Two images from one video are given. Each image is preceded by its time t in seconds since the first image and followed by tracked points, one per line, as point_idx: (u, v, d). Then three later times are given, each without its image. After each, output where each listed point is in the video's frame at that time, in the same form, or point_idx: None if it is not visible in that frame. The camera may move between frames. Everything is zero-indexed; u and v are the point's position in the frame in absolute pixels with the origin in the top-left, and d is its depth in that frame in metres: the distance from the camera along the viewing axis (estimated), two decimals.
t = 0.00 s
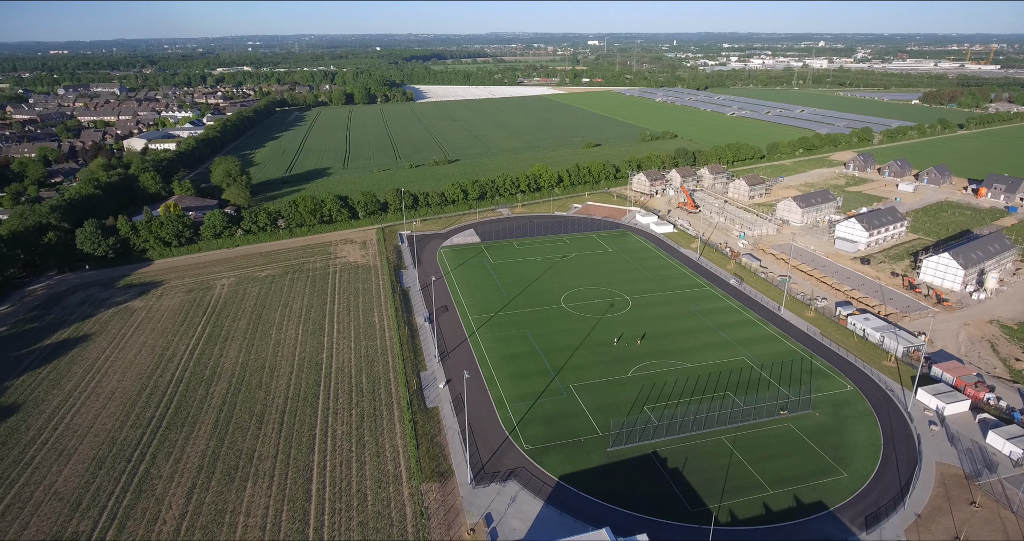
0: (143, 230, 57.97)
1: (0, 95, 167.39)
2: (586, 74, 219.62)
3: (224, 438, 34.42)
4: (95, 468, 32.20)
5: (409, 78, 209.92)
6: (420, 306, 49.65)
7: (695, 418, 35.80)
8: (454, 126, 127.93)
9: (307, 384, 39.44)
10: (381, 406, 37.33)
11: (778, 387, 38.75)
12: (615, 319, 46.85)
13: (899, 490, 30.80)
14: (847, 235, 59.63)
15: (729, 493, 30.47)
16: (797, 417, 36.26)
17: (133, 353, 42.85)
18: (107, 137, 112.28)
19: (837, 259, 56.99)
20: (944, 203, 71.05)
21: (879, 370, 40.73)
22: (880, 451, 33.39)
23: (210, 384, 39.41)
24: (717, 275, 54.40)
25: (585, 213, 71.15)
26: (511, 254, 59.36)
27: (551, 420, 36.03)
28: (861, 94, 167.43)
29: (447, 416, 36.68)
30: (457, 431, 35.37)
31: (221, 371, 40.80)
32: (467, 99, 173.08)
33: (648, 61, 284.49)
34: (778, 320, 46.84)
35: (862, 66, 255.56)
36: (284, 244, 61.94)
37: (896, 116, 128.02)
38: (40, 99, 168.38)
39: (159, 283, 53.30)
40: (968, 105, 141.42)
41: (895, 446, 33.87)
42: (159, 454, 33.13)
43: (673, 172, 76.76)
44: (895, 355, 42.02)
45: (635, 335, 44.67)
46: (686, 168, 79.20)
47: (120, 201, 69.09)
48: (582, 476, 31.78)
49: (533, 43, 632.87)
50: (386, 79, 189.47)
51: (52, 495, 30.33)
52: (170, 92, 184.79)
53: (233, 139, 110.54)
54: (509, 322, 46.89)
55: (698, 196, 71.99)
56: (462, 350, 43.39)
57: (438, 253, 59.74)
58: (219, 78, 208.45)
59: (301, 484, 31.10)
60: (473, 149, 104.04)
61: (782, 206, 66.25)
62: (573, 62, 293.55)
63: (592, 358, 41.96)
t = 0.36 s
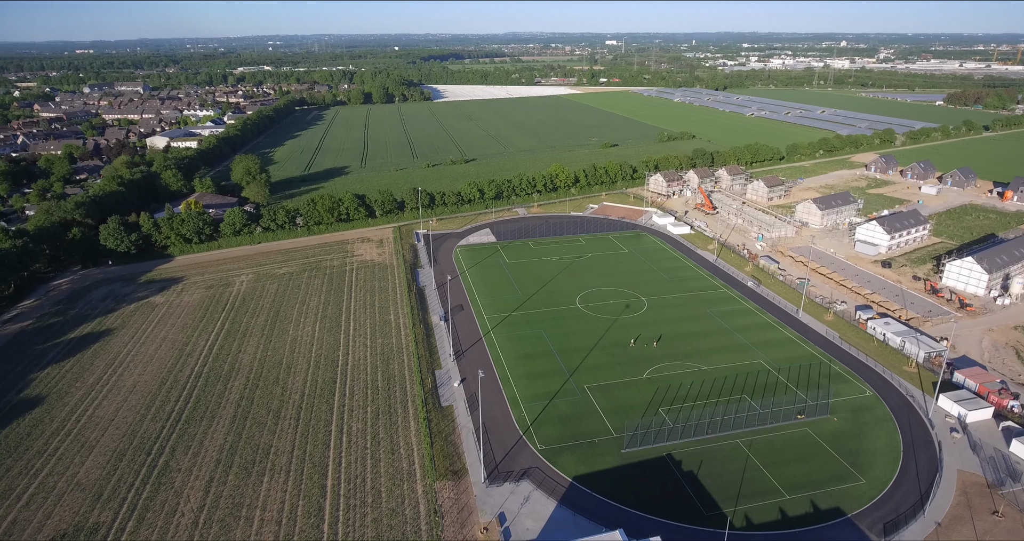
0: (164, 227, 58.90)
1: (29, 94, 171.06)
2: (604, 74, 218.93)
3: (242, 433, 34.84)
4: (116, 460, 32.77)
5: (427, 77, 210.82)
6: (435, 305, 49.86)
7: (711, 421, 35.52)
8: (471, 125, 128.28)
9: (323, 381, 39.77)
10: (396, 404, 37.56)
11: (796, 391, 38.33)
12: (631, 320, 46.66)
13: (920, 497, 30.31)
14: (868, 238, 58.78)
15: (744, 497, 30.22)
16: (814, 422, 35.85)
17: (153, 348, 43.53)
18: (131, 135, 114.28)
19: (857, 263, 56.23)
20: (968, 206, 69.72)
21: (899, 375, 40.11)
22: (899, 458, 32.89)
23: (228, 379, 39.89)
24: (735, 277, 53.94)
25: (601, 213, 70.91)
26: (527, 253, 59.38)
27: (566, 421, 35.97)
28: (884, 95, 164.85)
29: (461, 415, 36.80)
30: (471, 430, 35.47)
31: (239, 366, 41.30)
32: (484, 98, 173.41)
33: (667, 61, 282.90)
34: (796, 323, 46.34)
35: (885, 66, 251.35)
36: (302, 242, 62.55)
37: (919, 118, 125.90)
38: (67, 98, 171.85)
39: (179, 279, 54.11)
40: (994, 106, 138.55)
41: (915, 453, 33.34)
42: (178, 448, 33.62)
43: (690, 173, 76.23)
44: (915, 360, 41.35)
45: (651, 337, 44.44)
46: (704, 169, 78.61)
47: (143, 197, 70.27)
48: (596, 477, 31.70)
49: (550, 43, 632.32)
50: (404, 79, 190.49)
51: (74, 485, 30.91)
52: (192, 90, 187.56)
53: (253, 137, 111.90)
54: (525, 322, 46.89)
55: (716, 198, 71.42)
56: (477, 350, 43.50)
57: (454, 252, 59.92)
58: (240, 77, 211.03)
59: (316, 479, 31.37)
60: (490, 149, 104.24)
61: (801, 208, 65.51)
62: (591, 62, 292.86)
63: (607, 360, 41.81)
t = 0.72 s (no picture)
0: (189, 223, 60.04)
1: (62, 92, 175.20)
2: (625, 74, 217.80)
3: (262, 427, 35.35)
4: (140, 451, 33.46)
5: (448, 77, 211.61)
6: (454, 303, 50.08)
7: (729, 424, 35.17)
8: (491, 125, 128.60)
9: (343, 377, 40.19)
10: (413, 401, 37.81)
11: (817, 396, 37.77)
12: (650, 322, 46.37)
13: (944, 507, 29.70)
14: (894, 241, 57.72)
15: (763, 503, 29.87)
16: (836, 428, 35.30)
17: (177, 342, 44.34)
18: (158, 132, 116.51)
19: (882, 266, 55.28)
20: (998, 210, 68.12)
21: (924, 382, 39.31)
22: (924, 467, 32.24)
23: (250, 374, 40.50)
24: (756, 280, 53.32)
25: (621, 213, 70.60)
26: (546, 253, 59.35)
27: (583, 422, 35.88)
28: (912, 96, 161.56)
29: (478, 414, 36.92)
30: (488, 429, 35.56)
31: (260, 362, 41.91)
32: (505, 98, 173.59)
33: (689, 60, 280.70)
34: (819, 327, 45.66)
35: (914, 66, 246.37)
36: (323, 239, 63.24)
37: (948, 119, 123.19)
38: (97, 96, 175.78)
39: (204, 275, 55.05)
40: None
41: (940, 462, 32.62)
42: (200, 440, 34.22)
43: (712, 174, 75.50)
44: (941, 367, 40.47)
45: (670, 339, 44.13)
46: (726, 170, 77.81)
47: (169, 194, 71.67)
48: (612, 478, 31.58)
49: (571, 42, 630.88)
50: (425, 78, 191.48)
51: (100, 475, 31.60)
52: (218, 89, 190.58)
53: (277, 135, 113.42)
54: (543, 322, 46.88)
55: (738, 199, 70.67)
56: (495, 349, 43.59)
57: (473, 251, 60.10)
58: (265, 76, 213.98)
59: (334, 474, 31.72)
60: (510, 148, 104.34)
61: (825, 210, 64.62)
62: (613, 62, 291.85)
63: (625, 361, 41.60)
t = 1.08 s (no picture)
0: (213, 220, 61.01)
1: (92, 90, 179.19)
2: (646, 74, 216.59)
3: (281, 422, 35.79)
4: (163, 443, 34.08)
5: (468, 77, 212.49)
6: (472, 302, 50.26)
7: (748, 429, 34.82)
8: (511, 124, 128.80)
9: (361, 374, 40.56)
10: (430, 399, 38.01)
11: (838, 401, 37.23)
12: (668, 323, 46.08)
13: (969, 517, 29.06)
14: (919, 245, 56.70)
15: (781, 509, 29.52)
16: (857, 434, 34.78)
17: (200, 337, 45.10)
18: (183, 130, 118.56)
19: (906, 271, 54.32)
20: None
21: (949, 389, 38.53)
22: (948, 476, 31.60)
23: (270, 369, 41.06)
24: (776, 283, 52.71)
25: (640, 214, 70.26)
26: (564, 254, 59.27)
27: (599, 423, 35.80)
28: (941, 97, 158.25)
29: (494, 413, 37.00)
30: (504, 428, 35.62)
31: (280, 357, 42.46)
32: (524, 98, 173.77)
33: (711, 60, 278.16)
34: (840, 331, 45.01)
35: (943, 67, 241.67)
36: (343, 237, 63.83)
37: (978, 121, 120.49)
38: (125, 94, 179.33)
39: (226, 271, 55.87)
40: None
41: (965, 471, 31.96)
42: (221, 434, 34.76)
43: (733, 176, 74.80)
44: (967, 374, 39.62)
45: (688, 341, 43.82)
46: (747, 171, 77.06)
47: (193, 191, 72.87)
48: (629, 481, 31.46)
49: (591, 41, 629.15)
50: (445, 78, 192.29)
51: (124, 466, 32.28)
52: (242, 88, 193.34)
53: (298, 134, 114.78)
54: (560, 322, 46.85)
55: (759, 201, 69.92)
56: (512, 348, 43.64)
57: (491, 251, 60.23)
58: (288, 75, 216.63)
59: (351, 470, 32.03)
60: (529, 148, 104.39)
61: (848, 213, 63.68)
62: (634, 62, 290.25)
63: (643, 363, 41.40)
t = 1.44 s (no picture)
0: (238, 217, 62.02)
1: (123, 88, 183.37)
2: (669, 74, 214.99)
3: (302, 417, 36.26)
4: (186, 435, 34.76)
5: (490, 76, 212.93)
6: (491, 301, 50.40)
7: (769, 434, 34.39)
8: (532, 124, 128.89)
9: (380, 371, 40.92)
10: (448, 398, 38.19)
11: (861, 408, 36.60)
12: (689, 326, 45.72)
13: (996, 529, 28.35)
14: (948, 250, 55.45)
15: (801, 516, 29.12)
16: (881, 442, 34.17)
17: (223, 331, 45.87)
18: (210, 128, 120.74)
19: (935, 276, 53.16)
20: None
21: (978, 398, 37.63)
22: (975, 487, 30.87)
23: (291, 365, 41.60)
24: (799, 286, 51.97)
25: (661, 215, 69.81)
26: (584, 254, 59.12)
27: (617, 425, 35.67)
28: (973, 99, 154.52)
29: (512, 412, 37.05)
30: (522, 428, 35.64)
31: (301, 353, 43.02)
32: (546, 98, 173.73)
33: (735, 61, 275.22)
34: (865, 337, 44.23)
35: (975, 69, 235.75)
36: (364, 235, 64.41)
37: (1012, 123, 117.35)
38: (154, 92, 183.03)
39: (250, 267, 56.73)
40: None
41: (993, 482, 31.20)
42: (243, 427, 35.32)
43: (756, 178, 73.94)
44: (996, 383, 38.65)
45: (709, 344, 43.42)
46: (771, 173, 76.10)
47: (219, 189, 74.14)
48: (646, 484, 31.29)
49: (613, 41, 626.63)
50: (468, 77, 192.96)
51: (148, 457, 32.99)
52: (268, 87, 196.23)
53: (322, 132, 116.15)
54: (579, 322, 46.74)
55: (783, 203, 69.02)
56: (531, 348, 43.67)
57: (511, 250, 60.31)
58: (312, 74, 219.29)
59: (369, 466, 32.34)
60: (550, 148, 104.32)
61: (875, 216, 62.53)
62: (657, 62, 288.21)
63: (663, 365, 41.12)
